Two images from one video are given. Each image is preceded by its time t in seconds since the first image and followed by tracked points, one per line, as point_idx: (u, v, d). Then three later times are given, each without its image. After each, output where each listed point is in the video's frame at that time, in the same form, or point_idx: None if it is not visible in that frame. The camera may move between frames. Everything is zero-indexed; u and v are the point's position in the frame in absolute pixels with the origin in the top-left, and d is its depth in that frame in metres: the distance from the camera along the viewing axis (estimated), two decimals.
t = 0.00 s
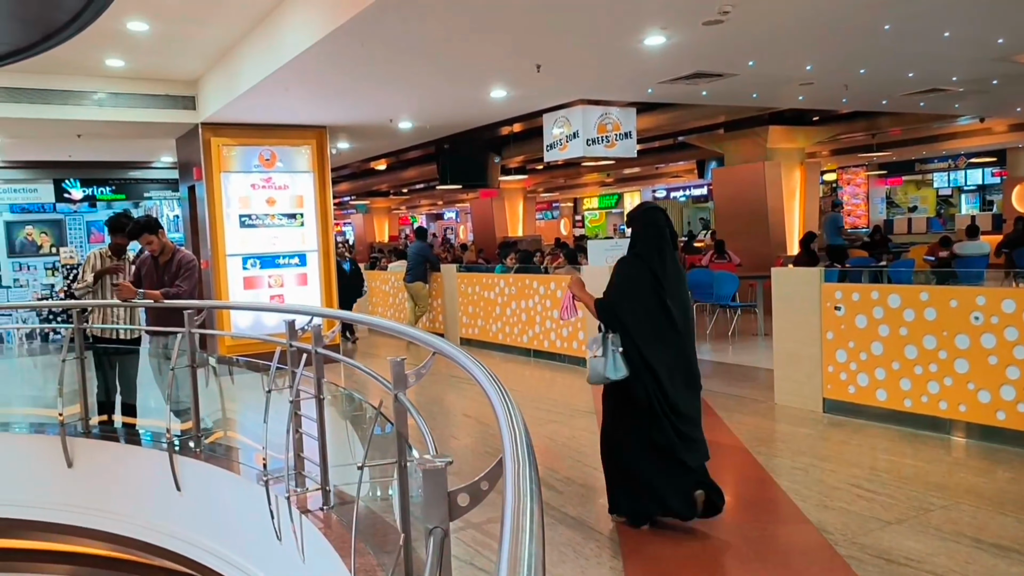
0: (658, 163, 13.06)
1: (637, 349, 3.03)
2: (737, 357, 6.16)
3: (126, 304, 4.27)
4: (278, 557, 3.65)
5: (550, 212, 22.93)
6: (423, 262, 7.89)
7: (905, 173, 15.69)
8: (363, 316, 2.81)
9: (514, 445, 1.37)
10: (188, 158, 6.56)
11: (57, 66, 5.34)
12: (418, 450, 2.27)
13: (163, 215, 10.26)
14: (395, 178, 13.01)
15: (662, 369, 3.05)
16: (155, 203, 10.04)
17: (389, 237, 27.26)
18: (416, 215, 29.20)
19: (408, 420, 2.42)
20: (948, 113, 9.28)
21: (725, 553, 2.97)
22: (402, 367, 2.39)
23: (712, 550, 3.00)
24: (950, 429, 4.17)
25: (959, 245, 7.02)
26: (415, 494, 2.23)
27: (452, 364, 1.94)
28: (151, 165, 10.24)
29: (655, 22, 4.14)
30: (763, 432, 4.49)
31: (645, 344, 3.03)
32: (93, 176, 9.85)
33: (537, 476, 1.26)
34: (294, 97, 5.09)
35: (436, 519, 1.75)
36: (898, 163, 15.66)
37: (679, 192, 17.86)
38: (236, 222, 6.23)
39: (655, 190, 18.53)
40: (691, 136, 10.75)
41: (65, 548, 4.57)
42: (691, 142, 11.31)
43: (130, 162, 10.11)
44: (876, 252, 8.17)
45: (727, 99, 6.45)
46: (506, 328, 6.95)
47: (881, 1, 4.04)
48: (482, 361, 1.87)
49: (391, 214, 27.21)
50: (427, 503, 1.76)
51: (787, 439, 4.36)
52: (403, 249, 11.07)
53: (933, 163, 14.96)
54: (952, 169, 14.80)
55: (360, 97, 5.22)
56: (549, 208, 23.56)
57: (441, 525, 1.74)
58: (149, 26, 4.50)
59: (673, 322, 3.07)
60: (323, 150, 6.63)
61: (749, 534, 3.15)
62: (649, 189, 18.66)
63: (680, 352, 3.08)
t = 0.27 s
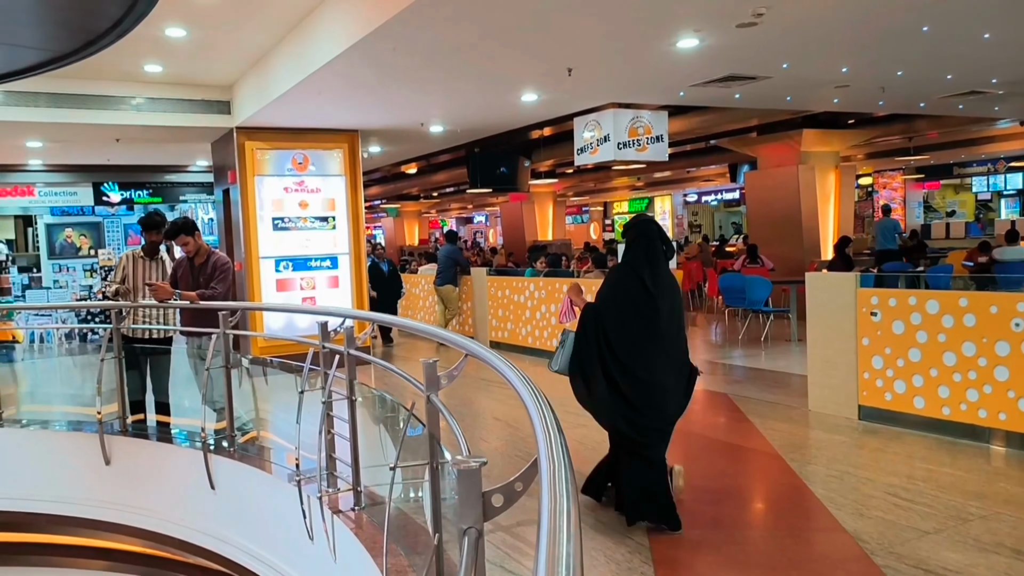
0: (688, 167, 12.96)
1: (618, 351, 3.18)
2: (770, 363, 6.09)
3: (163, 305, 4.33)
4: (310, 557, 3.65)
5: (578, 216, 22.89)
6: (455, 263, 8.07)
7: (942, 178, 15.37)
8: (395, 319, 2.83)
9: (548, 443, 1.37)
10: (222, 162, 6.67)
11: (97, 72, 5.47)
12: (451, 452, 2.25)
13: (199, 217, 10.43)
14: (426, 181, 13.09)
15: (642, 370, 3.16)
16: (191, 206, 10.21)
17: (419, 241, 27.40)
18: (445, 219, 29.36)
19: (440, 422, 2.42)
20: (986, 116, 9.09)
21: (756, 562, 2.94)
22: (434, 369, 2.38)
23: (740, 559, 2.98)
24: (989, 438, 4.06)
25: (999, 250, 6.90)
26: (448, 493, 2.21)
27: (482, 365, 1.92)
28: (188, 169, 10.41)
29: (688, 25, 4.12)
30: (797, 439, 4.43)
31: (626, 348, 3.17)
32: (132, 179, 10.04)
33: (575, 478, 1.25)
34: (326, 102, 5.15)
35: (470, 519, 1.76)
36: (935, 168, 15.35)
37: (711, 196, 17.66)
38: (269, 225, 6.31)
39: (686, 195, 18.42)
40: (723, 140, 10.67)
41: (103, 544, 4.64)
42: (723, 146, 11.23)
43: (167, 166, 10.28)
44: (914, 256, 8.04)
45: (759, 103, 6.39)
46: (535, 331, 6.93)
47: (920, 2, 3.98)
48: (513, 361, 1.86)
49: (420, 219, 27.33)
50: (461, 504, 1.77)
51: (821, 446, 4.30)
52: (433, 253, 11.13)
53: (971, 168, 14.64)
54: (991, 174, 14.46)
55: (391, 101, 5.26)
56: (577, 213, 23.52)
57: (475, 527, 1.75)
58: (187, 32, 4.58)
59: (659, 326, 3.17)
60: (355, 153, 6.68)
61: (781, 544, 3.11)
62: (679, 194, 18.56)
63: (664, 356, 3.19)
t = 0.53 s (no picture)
0: (707, 168, 12.87)
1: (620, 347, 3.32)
2: (789, 365, 6.05)
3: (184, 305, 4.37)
4: (328, 555, 3.66)
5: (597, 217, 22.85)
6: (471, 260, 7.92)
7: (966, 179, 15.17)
8: (413, 319, 2.82)
9: (567, 440, 1.35)
10: (243, 163, 6.72)
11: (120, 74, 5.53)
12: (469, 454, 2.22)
13: (219, 218, 10.55)
14: (445, 182, 13.12)
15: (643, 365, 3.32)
16: (211, 207, 10.31)
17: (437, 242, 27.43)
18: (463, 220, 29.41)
19: (458, 423, 2.40)
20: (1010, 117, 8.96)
21: (775, 565, 2.93)
22: (453, 370, 2.36)
23: (757, 561, 2.97)
24: (1013, 443, 4.00)
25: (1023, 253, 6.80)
26: (466, 493, 2.20)
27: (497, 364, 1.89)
28: (210, 169, 10.39)
29: (709, 25, 4.10)
30: (817, 442, 4.39)
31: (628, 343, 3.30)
32: (155, 180, 10.06)
33: (595, 478, 1.23)
34: (344, 103, 5.18)
35: (488, 519, 1.69)
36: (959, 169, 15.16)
37: (730, 197, 17.49)
38: (289, 225, 6.36)
39: (705, 197, 18.34)
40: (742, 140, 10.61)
41: (123, 541, 4.67)
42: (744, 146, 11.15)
43: (191, 167, 10.28)
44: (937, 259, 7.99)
45: (780, 103, 6.35)
46: (553, 333, 6.91)
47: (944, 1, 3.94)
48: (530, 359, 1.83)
49: (438, 220, 27.36)
50: (480, 502, 1.69)
51: (842, 449, 4.25)
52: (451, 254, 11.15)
53: (996, 169, 14.44)
54: (1015, 175, 14.26)
55: (410, 103, 5.28)
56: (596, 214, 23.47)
57: (493, 527, 1.68)
58: (209, 34, 4.63)
59: (657, 322, 3.33)
60: (374, 154, 6.69)
61: (800, 548, 3.08)
62: (698, 196, 18.47)
63: (661, 350, 3.35)
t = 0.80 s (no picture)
0: (731, 168, 12.81)
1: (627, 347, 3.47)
2: (814, 367, 5.99)
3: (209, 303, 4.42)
4: (351, 553, 3.67)
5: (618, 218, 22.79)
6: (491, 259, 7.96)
7: (995, 179, 14.93)
8: (437, 318, 2.82)
9: (590, 437, 1.33)
10: (267, 163, 6.78)
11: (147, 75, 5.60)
12: (490, 452, 2.20)
13: (243, 217, 10.62)
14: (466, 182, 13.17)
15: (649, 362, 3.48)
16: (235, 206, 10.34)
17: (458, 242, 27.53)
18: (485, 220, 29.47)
19: (480, 422, 2.38)
20: None
21: (798, 568, 2.91)
22: (475, 371, 2.39)
23: (777, 564, 2.96)
24: None
25: None
26: (488, 493, 2.19)
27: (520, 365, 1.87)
28: (234, 169, 10.53)
29: (733, 24, 4.07)
30: (842, 445, 4.35)
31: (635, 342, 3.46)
32: (180, 180, 10.22)
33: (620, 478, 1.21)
34: (367, 104, 5.21)
35: (512, 519, 1.62)
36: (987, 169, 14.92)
37: (753, 197, 17.35)
38: (312, 225, 6.41)
39: (727, 197, 18.23)
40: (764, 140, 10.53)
41: (147, 537, 4.71)
42: (767, 146, 11.08)
43: (215, 167, 10.41)
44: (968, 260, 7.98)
45: (804, 102, 6.29)
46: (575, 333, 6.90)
47: None
48: (551, 358, 1.81)
49: (459, 220, 27.37)
50: (502, 502, 1.62)
51: (867, 452, 4.20)
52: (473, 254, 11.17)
53: None
54: None
55: (432, 103, 5.29)
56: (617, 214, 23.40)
57: (518, 527, 1.60)
58: (235, 35, 4.67)
59: (660, 322, 3.51)
60: (396, 154, 6.71)
61: (825, 552, 3.05)
62: (721, 196, 18.37)
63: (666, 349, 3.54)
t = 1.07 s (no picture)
0: (753, 167, 12.66)
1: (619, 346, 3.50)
2: (836, 368, 5.93)
3: (230, 302, 4.45)
4: (371, 551, 3.69)
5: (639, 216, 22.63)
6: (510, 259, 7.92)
7: None
8: (458, 317, 2.83)
9: (610, 437, 1.32)
10: (288, 163, 6.82)
11: (171, 76, 5.66)
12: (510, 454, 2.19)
13: (264, 217, 10.73)
14: (485, 182, 13.19)
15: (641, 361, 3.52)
16: (257, 206, 10.46)
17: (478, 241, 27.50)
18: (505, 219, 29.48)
19: (499, 422, 2.36)
20: None
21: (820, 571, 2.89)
22: (495, 369, 2.34)
23: (796, 565, 2.94)
24: None
25: None
26: (507, 494, 2.18)
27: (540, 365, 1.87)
28: (255, 169, 10.57)
29: (756, 22, 4.04)
30: (864, 447, 4.30)
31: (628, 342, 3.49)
32: (202, 180, 10.26)
33: (641, 478, 1.19)
34: (386, 104, 5.23)
35: (532, 518, 1.57)
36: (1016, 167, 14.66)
37: (776, 195, 17.19)
38: (333, 224, 6.44)
39: (749, 194, 18.07)
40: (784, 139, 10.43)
41: (170, 532, 4.75)
42: (790, 145, 10.98)
43: (236, 167, 10.43)
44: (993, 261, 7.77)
45: (828, 101, 6.23)
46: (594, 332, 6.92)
47: None
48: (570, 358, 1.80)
49: (478, 220, 27.36)
50: (523, 502, 1.56)
51: (890, 454, 4.16)
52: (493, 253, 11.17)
53: None
54: None
55: (452, 103, 5.30)
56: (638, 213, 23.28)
57: (538, 525, 1.56)
58: (257, 37, 4.71)
59: (650, 320, 3.53)
60: (416, 154, 6.73)
61: (848, 555, 3.02)
62: (743, 194, 18.22)
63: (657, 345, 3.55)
